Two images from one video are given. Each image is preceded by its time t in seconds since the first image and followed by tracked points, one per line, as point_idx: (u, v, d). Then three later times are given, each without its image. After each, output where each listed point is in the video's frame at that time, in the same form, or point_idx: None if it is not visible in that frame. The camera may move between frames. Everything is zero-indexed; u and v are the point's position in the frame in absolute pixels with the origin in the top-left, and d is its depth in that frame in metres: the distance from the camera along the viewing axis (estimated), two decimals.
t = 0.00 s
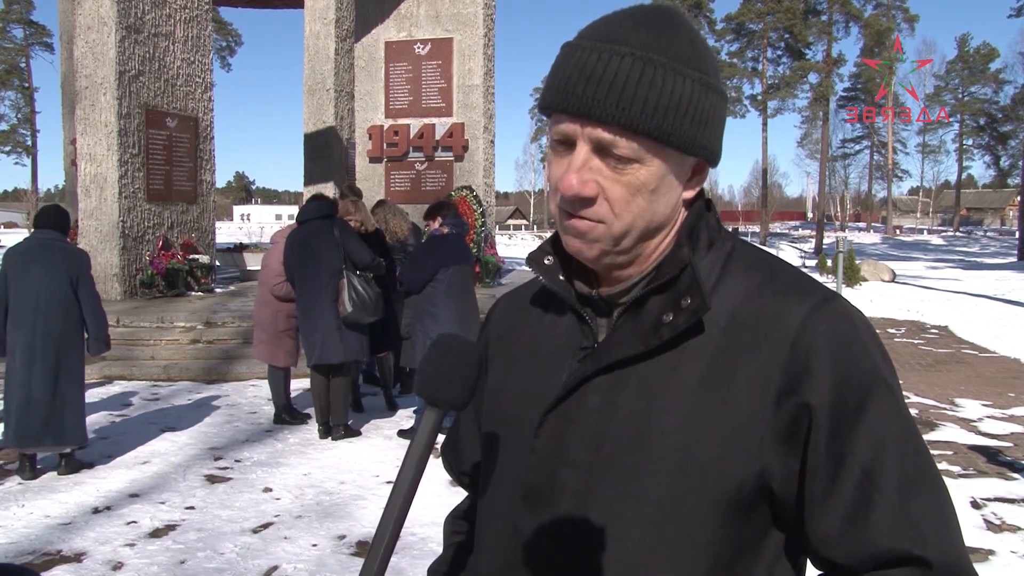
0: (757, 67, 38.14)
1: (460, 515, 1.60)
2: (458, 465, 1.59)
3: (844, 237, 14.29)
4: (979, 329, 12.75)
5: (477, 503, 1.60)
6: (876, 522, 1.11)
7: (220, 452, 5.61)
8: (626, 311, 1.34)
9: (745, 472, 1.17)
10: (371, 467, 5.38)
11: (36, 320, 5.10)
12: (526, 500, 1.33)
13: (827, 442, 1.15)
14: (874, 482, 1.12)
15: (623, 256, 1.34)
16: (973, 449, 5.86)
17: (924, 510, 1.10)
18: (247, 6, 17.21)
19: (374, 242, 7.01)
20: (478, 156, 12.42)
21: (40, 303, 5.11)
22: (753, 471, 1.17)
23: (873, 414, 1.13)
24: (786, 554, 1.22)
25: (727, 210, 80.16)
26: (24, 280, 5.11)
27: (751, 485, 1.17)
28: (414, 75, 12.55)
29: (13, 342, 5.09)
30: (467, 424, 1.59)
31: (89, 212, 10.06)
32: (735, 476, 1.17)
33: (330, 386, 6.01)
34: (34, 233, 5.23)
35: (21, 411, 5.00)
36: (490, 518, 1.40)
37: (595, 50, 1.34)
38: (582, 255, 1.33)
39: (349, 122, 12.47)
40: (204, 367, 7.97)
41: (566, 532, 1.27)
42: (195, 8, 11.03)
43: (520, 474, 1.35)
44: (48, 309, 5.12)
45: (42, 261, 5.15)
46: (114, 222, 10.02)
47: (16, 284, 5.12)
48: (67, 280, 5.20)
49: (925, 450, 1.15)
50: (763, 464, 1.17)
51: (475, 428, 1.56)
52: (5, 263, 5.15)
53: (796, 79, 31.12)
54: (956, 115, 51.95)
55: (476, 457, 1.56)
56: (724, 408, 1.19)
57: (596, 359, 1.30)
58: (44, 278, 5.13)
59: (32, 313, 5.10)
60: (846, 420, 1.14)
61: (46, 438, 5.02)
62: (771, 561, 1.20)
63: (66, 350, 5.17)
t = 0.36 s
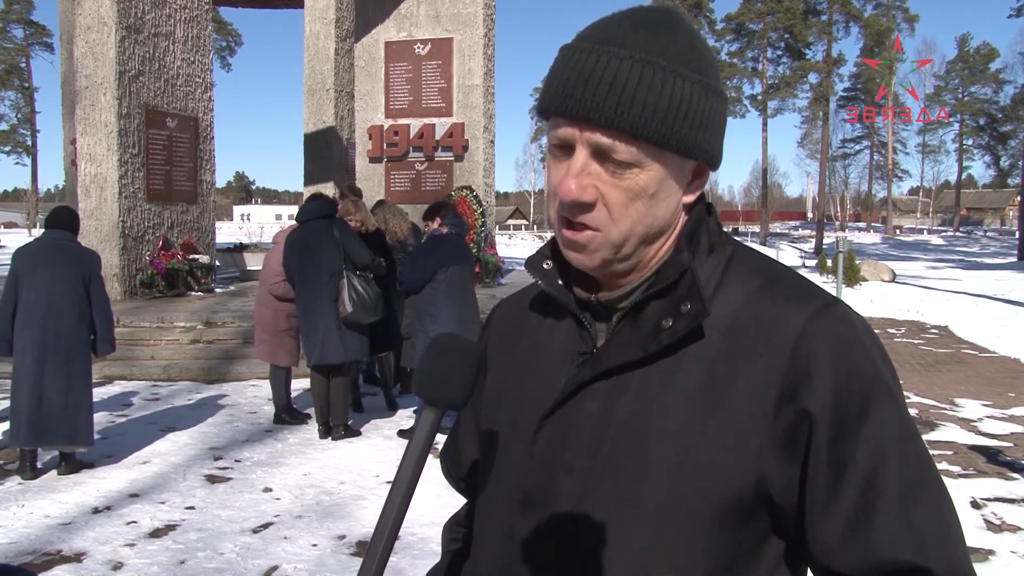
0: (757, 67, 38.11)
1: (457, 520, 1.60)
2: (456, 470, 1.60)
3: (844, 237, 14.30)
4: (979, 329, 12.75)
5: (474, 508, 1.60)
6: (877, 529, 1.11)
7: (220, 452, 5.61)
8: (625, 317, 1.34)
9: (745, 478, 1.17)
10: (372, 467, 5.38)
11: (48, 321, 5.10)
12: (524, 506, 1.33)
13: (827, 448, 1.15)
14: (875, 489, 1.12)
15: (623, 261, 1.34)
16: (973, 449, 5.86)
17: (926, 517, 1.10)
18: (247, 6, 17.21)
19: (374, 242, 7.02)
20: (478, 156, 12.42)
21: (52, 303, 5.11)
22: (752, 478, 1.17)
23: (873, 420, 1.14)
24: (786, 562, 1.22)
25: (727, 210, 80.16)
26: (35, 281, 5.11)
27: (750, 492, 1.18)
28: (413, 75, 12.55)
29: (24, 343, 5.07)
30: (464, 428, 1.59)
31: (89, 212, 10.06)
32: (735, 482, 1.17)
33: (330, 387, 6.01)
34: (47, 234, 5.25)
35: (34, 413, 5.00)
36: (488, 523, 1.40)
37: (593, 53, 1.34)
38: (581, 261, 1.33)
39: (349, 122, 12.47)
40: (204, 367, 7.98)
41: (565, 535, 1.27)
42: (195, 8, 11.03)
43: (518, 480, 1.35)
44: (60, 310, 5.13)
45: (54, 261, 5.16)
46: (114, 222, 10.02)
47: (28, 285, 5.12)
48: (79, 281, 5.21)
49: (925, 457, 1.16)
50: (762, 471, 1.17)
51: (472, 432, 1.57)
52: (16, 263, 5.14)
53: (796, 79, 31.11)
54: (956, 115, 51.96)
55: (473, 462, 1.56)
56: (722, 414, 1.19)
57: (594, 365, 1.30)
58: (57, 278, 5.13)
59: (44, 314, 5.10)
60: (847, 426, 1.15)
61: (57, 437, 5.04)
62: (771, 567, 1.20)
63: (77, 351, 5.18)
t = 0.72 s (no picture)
0: (757, 68, 38.11)
1: (453, 517, 1.60)
2: (452, 467, 1.60)
3: (844, 237, 14.30)
4: (979, 329, 12.75)
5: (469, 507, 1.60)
6: (879, 528, 1.11)
7: (220, 452, 5.61)
8: (623, 314, 1.34)
9: (745, 478, 1.17)
10: (372, 467, 5.38)
11: (54, 320, 5.10)
12: (521, 505, 1.33)
13: (827, 447, 1.15)
14: (877, 488, 1.12)
15: (617, 254, 1.34)
16: (973, 449, 5.86)
17: (927, 517, 1.11)
18: (247, 6, 17.21)
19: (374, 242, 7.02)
20: (478, 156, 12.41)
21: (57, 303, 5.12)
22: (751, 478, 1.18)
23: (874, 419, 1.14)
24: (785, 559, 1.23)
25: (727, 210, 80.15)
26: (40, 281, 5.11)
27: (750, 491, 1.18)
28: (413, 75, 12.55)
29: (29, 343, 5.07)
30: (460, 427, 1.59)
31: (89, 212, 10.06)
32: (735, 482, 1.18)
33: (330, 387, 6.01)
34: (49, 234, 5.25)
35: (42, 413, 5.00)
36: (485, 522, 1.40)
37: (592, 42, 1.34)
38: (575, 252, 1.33)
39: (348, 122, 12.47)
40: (204, 367, 7.98)
41: (564, 534, 1.27)
42: (195, 8, 11.03)
43: (516, 479, 1.35)
44: (66, 310, 5.13)
45: (58, 261, 5.16)
46: (114, 222, 10.02)
47: (33, 285, 5.12)
48: (84, 280, 5.22)
49: (925, 456, 1.16)
50: (761, 471, 1.18)
51: (468, 430, 1.57)
52: (20, 263, 5.14)
53: (796, 79, 31.11)
54: (956, 115, 51.96)
55: (469, 459, 1.57)
56: (723, 415, 1.19)
57: (592, 363, 1.30)
58: (62, 278, 5.14)
59: (50, 313, 5.10)
60: (848, 426, 1.15)
61: (64, 437, 5.03)
62: (771, 565, 1.21)
63: (83, 351, 5.18)
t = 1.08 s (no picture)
0: (757, 68, 38.07)
1: (453, 516, 1.59)
2: (451, 466, 1.60)
3: (844, 237, 14.31)
4: (979, 329, 12.74)
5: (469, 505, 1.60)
6: (876, 524, 1.12)
7: (220, 452, 5.61)
8: (619, 314, 1.34)
9: (744, 475, 1.17)
10: (371, 467, 5.38)
11: (51, 320, 5.10)
12: (521, 503, 1.33)
13: (824, 444, 1.15)
14: (873, 484, 1.13)
15: (610, 257, 1.34)
16: (973, 449, 5.86)
17: (923, 512, 1.11)
18: (247, 6, 17.20)
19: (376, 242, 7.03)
20: (478, 156, 12.41)
21: (55, 303, 5.11)
22: (750, 475, 1.17)
23: (869, 416, 1.14)
24: (783, 554, 1.23)
25: (728, 210, 80.12)
26: (37, 281, 5.11)
27: (748, 488, 1.18)
28: (413, 75, 12.55)
29: (26, 343, 5.07)
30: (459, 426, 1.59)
31: (89, 212, 10.05)
32: (734, 479, 1.17)
33: (330, 387, 6.01)
34: (47, 234, 5.25)
35: (40, 413, 5.00)
36: (485, 521, 1.40)
37: (585, 47, 1.34)
38: (568, 255, 1.33)
39: (349, 122, 12.47)
40: (204, 367, 7.98)
41: (563, 534, 1.27)
42: (195, 8, 11.03)
43: (515, 478, 1.35)
44: (63, 310, 5.13)
45: (56, 261, 5.16)
46: (114, 222, 10.02)
47: (30, 285, 5.12)
48: (82, 280, 5.22)
49: (921, 450, 1.16)
50: (760, 468, 1.18)
51: (467, 429, 1.56)
52: (17, 263, 5.14)
53: (796, 79, 31.08)
54: (956, 115, 51.94)
55: (468, 459, 1.57)
56: (721, 412, 1.19)
57: (589, 364, 1.30)
58: (59, 278, 5.14)
59: (47, 313, 5.09)
60: (844, 423, 1.15)
61: (61, 437, 5.03)
62: (769, 561, 1.21)
63: (80, 351, 5.18)
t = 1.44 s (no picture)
0: (757, 67, 38.04)
1: (457, 517, 1.59)
2: (456, 467, 1.60)
3: (844, 237, 14.32)
4: (979, 329, 12.74)
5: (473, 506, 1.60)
6: (878, 520, 1.11)
7: (220, 452, 5.61)
8: (622, 312, 1.34)
9: (747, 472, 1.17)
10: (371, 467, 5.38)
11: (50, 320, 5.10)
12: (525, 502, 1.33)
13: (826, 441, 1.15)
14: (876, 480, 1.12)
15: (616, 255, 1.34)
16: (973, 449, 5.85)
17: (925, 507, 1.11)
18: (247, 6, 17.21)
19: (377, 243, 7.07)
20: (478, 156, 12.40)
21: (54, 302, 5.11)
22: (752, 472, 1.17)
23: (871, 412, 1.14)
24: (786, 553, 1.23)
25: (728, 210, 80.10)
26: (36, 280, 5.11)
27: (750, 486, 1.18)
28: (413, 75, 12.54)
29: (25, 343, 5.06)
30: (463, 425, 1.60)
31: (89, 212, 10.05)
32: (736, 476, 1.17)
33: (330, 387, 6.01)
34: (46, 234, 5.25)
35: (38, 412, 4.99)
36: (488, 520, 1.40)
37: (585, 47, 1.34)
38: (576, 254, 1.33)
39: (349, 121, 12.47)
40: (204, 367, 7.98)
41: (566, 532, 1.27)
42: (195, 8, 11.03)
43: (518, 477, 1.35)
44: (63, 310, 5.14)
45: (55, 261, 5.16)
46: (114, 222, 10.02)
47: (29, 285, 5.12)
48: (81, 280, 5.23)
49: (924, 447, 1.16)
50: (763, 465, 1.17)
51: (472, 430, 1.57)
52: (16, 262, 5.13)
53: (796, 79, 31.07)
54: (957, 115, 51.93)
55: (474, 459, 1.57)
56: (723, 410, 1.19)
57: (592, 362, 1.30)
58: (58, 278, 5.14)
59: (46, 313, 5.10)
60: (845, 419, 1.15)
61: (58, 437, 5.02)
62: (772, 560, 1.21)
63: (78, 350, 5.19)
